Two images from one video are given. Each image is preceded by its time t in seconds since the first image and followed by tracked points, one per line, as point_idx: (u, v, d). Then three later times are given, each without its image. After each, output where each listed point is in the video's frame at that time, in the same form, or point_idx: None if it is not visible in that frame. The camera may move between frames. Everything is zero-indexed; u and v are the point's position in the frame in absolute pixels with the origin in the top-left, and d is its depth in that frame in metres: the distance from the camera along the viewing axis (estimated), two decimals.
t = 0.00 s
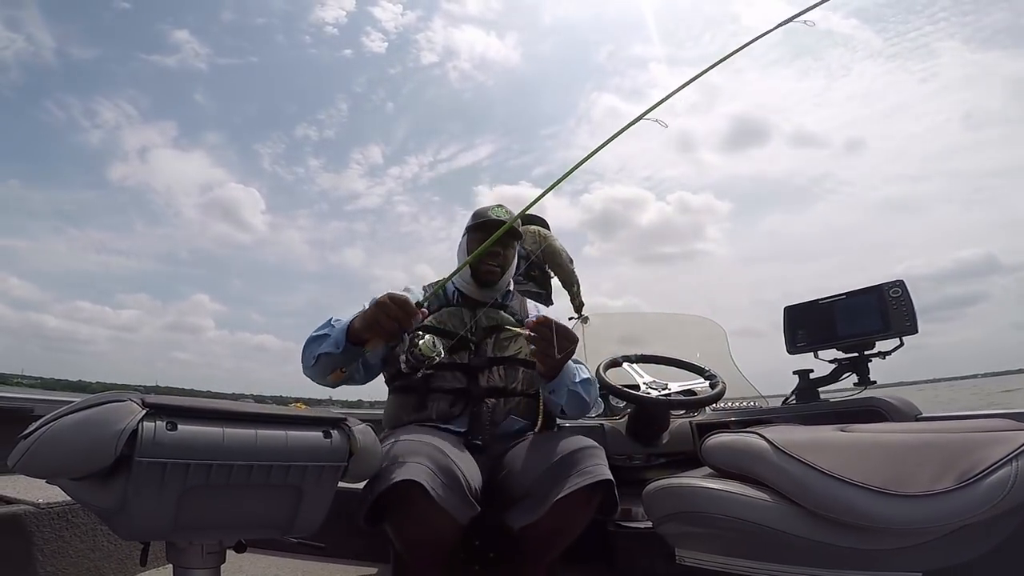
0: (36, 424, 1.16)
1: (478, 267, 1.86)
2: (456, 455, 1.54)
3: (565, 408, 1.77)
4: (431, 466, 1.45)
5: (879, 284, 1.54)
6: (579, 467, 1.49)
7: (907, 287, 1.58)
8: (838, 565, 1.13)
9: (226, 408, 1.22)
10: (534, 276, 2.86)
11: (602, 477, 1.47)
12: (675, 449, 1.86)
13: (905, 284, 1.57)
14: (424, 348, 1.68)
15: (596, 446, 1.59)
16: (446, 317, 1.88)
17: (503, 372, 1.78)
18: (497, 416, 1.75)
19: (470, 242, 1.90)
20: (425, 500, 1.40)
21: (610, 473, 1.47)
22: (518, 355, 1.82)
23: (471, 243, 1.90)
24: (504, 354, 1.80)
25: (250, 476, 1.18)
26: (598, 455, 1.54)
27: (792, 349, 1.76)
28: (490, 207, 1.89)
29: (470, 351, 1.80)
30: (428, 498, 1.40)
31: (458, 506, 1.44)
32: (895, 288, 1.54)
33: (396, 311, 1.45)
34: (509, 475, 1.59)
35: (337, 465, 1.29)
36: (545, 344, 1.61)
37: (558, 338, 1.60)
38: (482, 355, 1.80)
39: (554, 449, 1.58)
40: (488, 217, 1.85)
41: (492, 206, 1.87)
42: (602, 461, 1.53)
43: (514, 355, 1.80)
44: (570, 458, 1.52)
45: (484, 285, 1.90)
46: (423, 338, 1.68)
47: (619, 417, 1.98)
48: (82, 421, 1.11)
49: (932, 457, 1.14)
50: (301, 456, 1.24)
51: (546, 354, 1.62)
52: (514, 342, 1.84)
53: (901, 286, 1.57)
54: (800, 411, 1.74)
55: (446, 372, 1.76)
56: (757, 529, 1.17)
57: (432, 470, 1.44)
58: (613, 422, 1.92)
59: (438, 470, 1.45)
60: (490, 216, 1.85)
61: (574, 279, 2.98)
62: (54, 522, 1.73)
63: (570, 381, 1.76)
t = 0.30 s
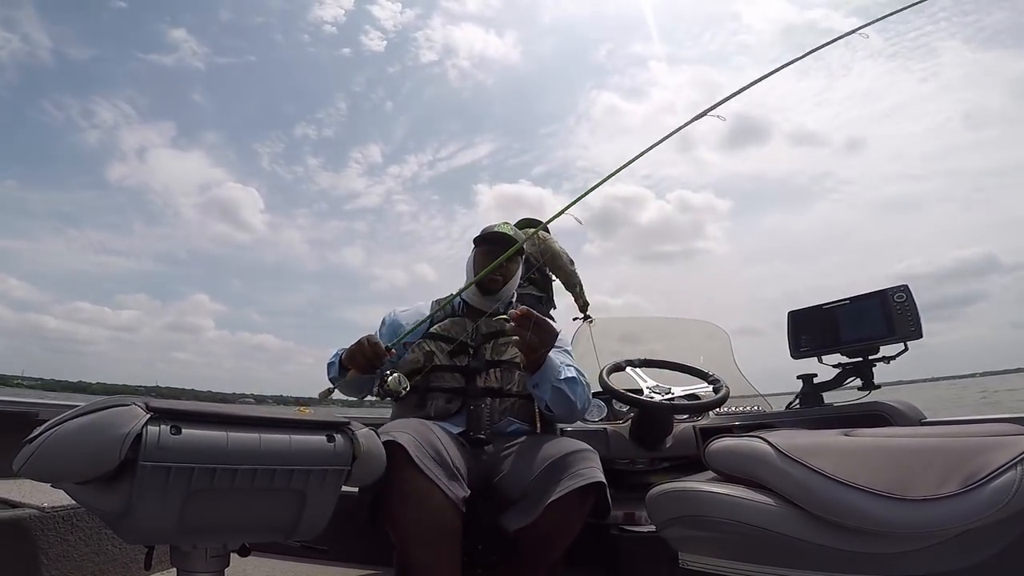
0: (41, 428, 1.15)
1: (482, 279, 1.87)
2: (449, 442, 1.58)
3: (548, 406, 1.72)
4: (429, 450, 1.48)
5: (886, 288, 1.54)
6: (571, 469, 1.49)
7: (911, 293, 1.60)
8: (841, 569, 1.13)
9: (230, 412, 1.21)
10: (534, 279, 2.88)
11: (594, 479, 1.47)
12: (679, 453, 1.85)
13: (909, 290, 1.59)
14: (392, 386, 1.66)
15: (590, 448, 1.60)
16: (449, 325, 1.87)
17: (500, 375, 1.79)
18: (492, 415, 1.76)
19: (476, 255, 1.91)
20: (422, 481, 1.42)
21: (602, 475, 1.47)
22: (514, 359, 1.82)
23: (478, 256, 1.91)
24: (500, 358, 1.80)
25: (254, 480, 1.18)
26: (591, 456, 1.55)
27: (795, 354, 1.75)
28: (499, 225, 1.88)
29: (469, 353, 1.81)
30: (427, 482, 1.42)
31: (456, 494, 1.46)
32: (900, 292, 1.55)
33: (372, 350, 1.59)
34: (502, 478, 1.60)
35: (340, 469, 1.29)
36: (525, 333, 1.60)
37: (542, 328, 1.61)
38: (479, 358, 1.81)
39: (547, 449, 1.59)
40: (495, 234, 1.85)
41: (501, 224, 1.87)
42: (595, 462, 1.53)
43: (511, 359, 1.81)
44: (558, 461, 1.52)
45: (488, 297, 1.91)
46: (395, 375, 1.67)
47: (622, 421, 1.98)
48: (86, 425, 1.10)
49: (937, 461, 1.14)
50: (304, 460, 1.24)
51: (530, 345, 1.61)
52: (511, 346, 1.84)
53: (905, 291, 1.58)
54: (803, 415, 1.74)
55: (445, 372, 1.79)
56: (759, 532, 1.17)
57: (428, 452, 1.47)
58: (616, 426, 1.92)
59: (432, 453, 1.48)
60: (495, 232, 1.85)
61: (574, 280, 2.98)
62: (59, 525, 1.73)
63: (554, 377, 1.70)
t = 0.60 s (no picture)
0: (43, 425, 1.15)
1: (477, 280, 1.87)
2: (459, 475, 1.55)
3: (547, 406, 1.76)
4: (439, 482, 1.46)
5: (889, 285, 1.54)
6: (571, 468, 1.49)
7: (913, 291, 1.59)
8: (843, 568, 1.13)
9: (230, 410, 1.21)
10: (534, 276, 2.89)
11: (593, 479, 1.46)
12: (680, 451, 1.86)
13: (911, 287, 1.58)
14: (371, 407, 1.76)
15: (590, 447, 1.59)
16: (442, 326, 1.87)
17: (490, 372, 1.78)
18: (482, 411, 1.74)
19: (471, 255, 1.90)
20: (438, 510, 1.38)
21: (603, 474, 1.47)
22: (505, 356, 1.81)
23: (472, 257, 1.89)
24: (491, 355, 1.80)
25: (254, 478, 1.18)
26: (591, 455, 1.54)
27: (796, 351, 1.75)
28: (491, 226, 1.87)
29: (459, 351, 1.80)
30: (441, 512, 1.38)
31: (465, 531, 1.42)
32: (901, 290, 1.55)
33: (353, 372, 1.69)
34: (502, 479, 1.60)
35: (341, 467, 1.29)
36: (552, 337, 1.59)
37: (570, 335, 1.59)
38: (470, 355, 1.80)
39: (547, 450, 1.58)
40: (490, 236, 1.84)
41: (494, 225, 1.86)
42: (595, 461, 1.53)
43: (501, 355, 1.79)
44: (559, 461, 1.53)
45: (483, 297, 1.90)
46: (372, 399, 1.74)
47: (624, 419, 1.98)
48: (86, 422, 1.10)
49: (939, 460, 1.14)
50: (305, 458, 1.23)
51: (556, 351, 1.60)
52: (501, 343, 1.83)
53: (906, 288, 1.58)
54: (805, 413, 1.74)
55: (436, 371, 1.78)
56: (760, 531, 1.18)
57: (439, 485, 1.44)
58: (617, 424, 1.92)
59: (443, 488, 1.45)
60: (491, 234, 1.84)
61: (575, 277, 2.99)
62: (61, 523, 1.72)
63: (560, 376, 1.75)
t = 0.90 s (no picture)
0: (41, 420, 1.15)
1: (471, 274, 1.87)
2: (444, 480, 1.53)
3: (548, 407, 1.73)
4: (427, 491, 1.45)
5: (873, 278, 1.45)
6: (575, 461, 1.50)
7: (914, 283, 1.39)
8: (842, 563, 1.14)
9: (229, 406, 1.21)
10: (535, 272, 2.90)
11: (598, 471, 1.47)
12: (680, 447, 1.86)
13: (912, 279, 1.38)
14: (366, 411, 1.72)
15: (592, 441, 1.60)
16: (435, 324, 1.85)
17: (484, 370, 1.78)
18: (479, 412, 1.75)
19: (463, 249, 1.89)
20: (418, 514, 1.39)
21: (607, 466, 1.47)
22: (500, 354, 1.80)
23: (465, 250, 1.88)
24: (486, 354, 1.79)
25: (253, 473, 1.18)
26: (593, 448, 1.55)
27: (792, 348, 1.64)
28: (484, 217, 1.87)
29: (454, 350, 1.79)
30: (423, 518, 1.38)
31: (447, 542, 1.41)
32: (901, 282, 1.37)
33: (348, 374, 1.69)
34: (503, 474, 1.60)
35: (340, 462, 1.29)
36: (561, 345, 1.60)
37: (575, 340, 1.59)
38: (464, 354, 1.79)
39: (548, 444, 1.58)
40: (484, 229, 1.83)
41: (487, 216, 1.86)
42: (597, 454, 1.53)
43: (496, 353, 1.79)
44: (564, 454, 1.54)
45: (476, 290, 1.90)
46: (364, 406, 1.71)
47: (624, 415, 1.99)
48: (85, 418, 1.10)
49: (939, 455, 1.14)
50: (303, 453, 1.23)
51: (562, 358, 1.60)
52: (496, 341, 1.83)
53: (908, 281, 1.38)
54: (805, 409, 1.75)
55: (429, 371, 1.76)
56: (760, 527, 1.18)
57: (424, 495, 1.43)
58: (618, 420, 1.92)
59: (432, 496, 1.44)
60: (484, 226, 1.84)
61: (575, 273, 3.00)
62: (61, 520, 1.72)
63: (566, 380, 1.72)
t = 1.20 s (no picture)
0: (40, 419, 1.15)
1: (465, 271, 1.87)
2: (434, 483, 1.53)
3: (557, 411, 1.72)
4: (415, 493, 1.45)
5: (881, 280, 1.37)
6: (579, 461, 1.49)
7: (915, 280, 1.36)
8: (842, 562, 1.14)
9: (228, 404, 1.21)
10: (538, 270, 2.91)
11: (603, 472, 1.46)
12: (680, 446, 1.87)
13: (912, 279, 1.34)
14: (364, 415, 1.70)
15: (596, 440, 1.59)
16: (432, 328, 1.83)
17: (484, 375, 1.76)
18: (481, 418, 1.75)
19: (457, 245, 1.89)
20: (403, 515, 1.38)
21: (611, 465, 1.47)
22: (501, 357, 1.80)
23: (458, 247, 1.88)
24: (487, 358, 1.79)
25: (253, 471, 1.18)
26: (598, 448, 1.54)
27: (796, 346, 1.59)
28: (476, 210, 1.88)
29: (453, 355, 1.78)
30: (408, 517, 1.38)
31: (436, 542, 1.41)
32: (902, 283, 1.32)
33: (338, 381, 1.67)
34: (508, 473, 1.61)
35: (340, 460, 1.29)
36: (572, 362, 1.59)
37: (583, 353, 1.58)
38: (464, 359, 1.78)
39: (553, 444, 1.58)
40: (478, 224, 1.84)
41: (479, 210, 1.87)
42: (601, 453, 1.53)
43: (495, 356, 1.76)
44: (570, 454, 1.53)
45: (472, 288, 1.90)
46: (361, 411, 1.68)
47: (624, 414, 1.99)
48: (83, 417, 1.10)
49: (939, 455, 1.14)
50: (302, 452, 1.24)
51: (574, 373, 1.60)
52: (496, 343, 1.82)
53: (908, 280, 1.34)
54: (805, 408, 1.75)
55: (429, 378, 1.74)
56: (761, 526, 1.18)
57: (408, 495, 1.43)
58: (618, 419, 1.93)
59: (418, 498, 1.44)
60: (477, 221, 1.85)
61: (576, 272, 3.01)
62: (61, 519, 1.72)
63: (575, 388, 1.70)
